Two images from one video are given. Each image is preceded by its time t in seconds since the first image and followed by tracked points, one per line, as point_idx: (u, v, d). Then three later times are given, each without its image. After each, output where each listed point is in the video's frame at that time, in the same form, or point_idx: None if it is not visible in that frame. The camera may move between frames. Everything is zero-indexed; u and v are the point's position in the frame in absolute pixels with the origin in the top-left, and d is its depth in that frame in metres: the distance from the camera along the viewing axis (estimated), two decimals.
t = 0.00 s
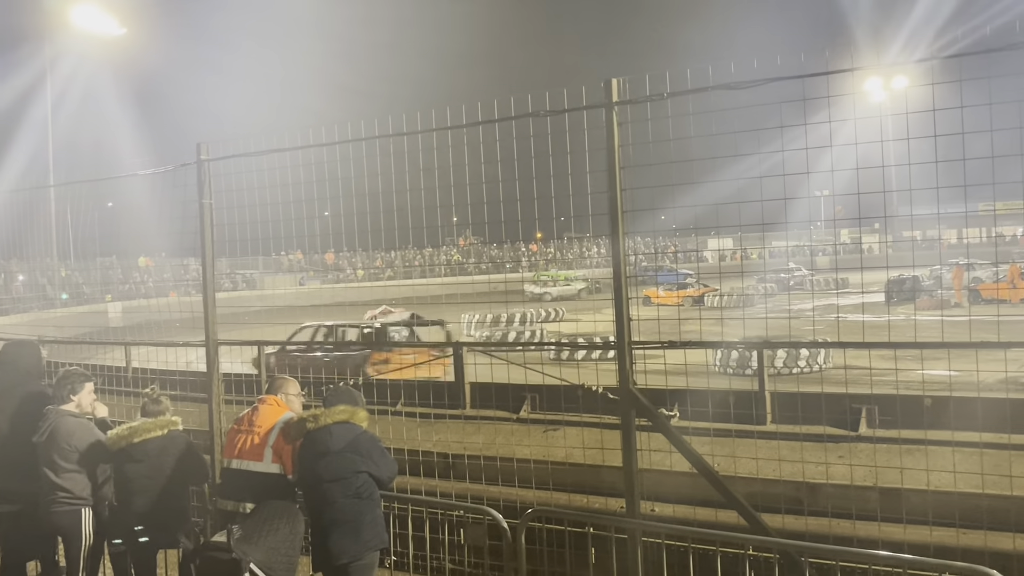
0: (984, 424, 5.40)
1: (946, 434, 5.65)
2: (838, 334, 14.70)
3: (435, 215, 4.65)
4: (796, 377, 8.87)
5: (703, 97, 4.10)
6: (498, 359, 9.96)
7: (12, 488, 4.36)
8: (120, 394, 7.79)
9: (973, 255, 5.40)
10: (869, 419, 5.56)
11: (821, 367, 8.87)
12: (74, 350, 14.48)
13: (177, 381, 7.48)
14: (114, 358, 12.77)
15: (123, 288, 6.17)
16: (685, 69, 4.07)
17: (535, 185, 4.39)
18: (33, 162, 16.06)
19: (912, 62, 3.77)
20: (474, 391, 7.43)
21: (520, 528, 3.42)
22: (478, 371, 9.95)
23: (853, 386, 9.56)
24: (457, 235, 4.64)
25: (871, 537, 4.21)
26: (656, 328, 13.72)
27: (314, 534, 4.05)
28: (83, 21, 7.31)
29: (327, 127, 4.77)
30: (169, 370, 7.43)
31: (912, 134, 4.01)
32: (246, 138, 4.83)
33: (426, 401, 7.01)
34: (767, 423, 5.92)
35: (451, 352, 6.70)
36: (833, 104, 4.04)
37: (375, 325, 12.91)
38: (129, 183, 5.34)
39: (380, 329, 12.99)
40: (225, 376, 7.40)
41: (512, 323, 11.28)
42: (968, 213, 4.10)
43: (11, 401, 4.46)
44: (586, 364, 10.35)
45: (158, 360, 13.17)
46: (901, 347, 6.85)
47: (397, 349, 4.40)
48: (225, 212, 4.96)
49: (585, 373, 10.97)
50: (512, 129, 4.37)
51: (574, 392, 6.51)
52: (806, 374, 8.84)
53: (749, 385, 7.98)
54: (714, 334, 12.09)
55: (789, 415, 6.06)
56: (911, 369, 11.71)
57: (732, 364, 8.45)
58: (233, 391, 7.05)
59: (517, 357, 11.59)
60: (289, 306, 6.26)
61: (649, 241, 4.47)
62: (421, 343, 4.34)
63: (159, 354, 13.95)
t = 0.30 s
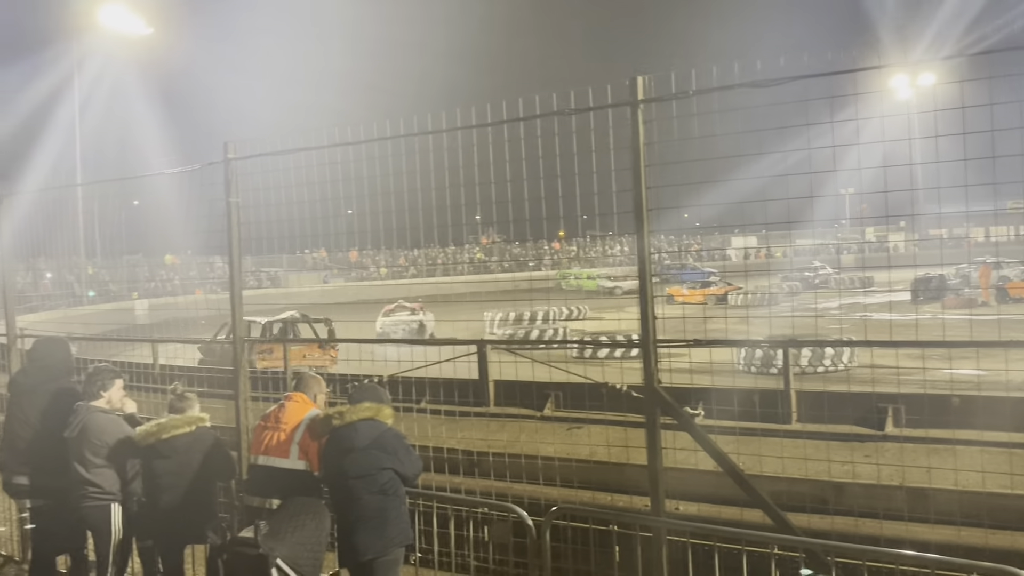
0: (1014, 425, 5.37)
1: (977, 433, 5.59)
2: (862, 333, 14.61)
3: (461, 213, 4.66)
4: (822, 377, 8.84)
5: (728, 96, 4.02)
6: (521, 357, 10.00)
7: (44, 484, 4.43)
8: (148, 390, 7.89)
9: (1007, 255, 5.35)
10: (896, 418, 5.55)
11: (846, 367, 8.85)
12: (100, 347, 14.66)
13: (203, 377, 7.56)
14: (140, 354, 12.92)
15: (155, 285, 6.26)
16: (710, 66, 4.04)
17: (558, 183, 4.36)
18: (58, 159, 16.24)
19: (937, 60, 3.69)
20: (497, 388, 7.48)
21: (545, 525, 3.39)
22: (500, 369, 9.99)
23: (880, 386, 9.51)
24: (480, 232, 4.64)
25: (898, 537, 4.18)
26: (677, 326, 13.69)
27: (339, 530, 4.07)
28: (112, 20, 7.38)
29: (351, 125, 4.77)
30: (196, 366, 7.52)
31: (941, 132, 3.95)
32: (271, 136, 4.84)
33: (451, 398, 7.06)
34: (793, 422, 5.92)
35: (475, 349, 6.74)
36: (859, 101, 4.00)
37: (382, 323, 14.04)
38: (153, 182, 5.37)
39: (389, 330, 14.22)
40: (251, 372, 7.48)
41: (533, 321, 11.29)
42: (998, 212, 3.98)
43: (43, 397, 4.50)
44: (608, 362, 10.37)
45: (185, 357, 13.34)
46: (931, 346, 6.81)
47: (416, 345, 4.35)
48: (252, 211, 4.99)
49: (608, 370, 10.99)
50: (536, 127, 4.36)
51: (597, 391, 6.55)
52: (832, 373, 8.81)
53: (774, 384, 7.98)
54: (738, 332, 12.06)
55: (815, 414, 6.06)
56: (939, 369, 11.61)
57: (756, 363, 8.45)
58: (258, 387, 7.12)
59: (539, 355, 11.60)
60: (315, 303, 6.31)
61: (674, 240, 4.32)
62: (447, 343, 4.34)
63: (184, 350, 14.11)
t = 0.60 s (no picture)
0: None
1: (997, 434, 5.60)
2: (880, 332, 14.55)
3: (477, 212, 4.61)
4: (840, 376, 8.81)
5: (747, 93, 3.96)
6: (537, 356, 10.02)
7: (65, 479, 4.47)
8: (167, 388, 7.95)
9: None
10: (916, 418, 5.56)
11: (865, 367, 8.83)
12: (118, 345, 14.78)
13: (221, 375, 7.61)
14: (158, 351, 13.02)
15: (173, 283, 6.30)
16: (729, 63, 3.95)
17: (577, 181, 4.35)
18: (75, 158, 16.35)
19: (958, 58, 3.58)
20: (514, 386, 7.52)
21: (563, 524, 3.31)
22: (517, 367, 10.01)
23: (899, 386, 9.47)
24: (497, 231, 4.63)
25: (919, 538, 4.16)
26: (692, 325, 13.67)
27: (357, 527, 4.05)
28: (131, 20, 7.42)
29: (368, 123, 4.76)
30: (214, 364, 7.57)
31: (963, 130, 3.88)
32: (289, 135, 4.85)
33: (468, 396, 7.10)
34: (811, 421, 5.93)
35: (492, 348, 6.77)
36: (880, 98, 3.93)
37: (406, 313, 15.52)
38: (170, 180, 5.38)
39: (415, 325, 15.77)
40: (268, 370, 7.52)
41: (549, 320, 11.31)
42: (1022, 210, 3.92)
43: (63, 394, 4.51)
44: (624, 361, 10.38)
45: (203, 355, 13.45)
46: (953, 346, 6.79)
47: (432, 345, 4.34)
48: (270, 210, 5.00)
49: (623, 369, 11.00)
50: (554, 126, 4.33)
51: (615, 390, 6.59)
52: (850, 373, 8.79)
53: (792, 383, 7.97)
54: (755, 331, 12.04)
55: (834, 413, 6.07)
56: (959, 369, 11.54)
57: (774, 362, 8.44)
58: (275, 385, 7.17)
59: (555, 353, 11.61)
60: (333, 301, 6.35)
61: (693, 239, 4.28)
62: (465, 342, 4.33)
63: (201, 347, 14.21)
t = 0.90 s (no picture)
0: None
1: (1009, 436, 5.59)
2: (890, 334, 14.52)
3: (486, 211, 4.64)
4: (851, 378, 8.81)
5: (757, 94, 3.94)
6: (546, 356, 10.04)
7: (76, 477, 4.49)
8: (177, 387, 7.99)
9: None
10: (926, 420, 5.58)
11: (875, 368, 8.83)
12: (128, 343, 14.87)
13: (230, 374, 7.64)
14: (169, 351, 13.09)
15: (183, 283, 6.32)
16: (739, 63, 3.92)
17: (586, 180, 4.36)
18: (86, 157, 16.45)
19: (969, 57, 3.55)
20: (524, 386, 7.55)
21: (573, 523, 3.26)
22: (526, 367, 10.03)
23: (909, 387, 9.46)
24: (506, 231, 4.62)
25: (929, 539, 4.14)
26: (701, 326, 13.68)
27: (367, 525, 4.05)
28: (142, 21, 7.45)
29: (378, 123, 4.76)
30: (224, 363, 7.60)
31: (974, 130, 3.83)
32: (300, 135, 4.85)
33: (477, 396, 7.13)
34: (822, 422, 5.94)
35: (501, 348, 6.79)
36: (892, 98, 3.88)
37: (438, 304, 17.20)
38: (180, 179, 5.40)
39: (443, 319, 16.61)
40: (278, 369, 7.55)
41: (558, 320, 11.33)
42: None
43: (74, 392, 4.53)
44: (633, 361, 10.40)
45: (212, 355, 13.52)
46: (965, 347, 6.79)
47: (439, 345, 4.27)
48: (279, 209, 5.01)
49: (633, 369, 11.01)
50: (562, 126, 4.29)
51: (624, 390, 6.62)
52: (861, 374, 8.79)
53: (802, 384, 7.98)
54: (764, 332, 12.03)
55: (845, 414, 6.09)
56: (969, 370, 11.52)
57: (784, 363, 8.44)
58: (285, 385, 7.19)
59: (564, 354, 11.64)
60: (342, 300, 6.36)
61: (702, 240, 4.32)
62: (476, 342, 4.32)
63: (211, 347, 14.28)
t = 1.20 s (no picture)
0: None
1: (1011, 437, 5.60)
2: (893, 335, 14.52)
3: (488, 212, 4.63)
4: (853, 378, 8.82)
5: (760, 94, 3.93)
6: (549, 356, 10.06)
7: (79, 477, 4.49)
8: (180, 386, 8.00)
9: None
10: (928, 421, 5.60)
11: (878, 369, 8.84)
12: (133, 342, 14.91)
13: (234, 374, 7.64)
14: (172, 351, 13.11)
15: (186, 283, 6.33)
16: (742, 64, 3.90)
17: (589, 181, 4.37)
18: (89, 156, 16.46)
19: (973, 59, 3.53)
20: (526, 386, 7.57)
21: (574, 524, 3.25)
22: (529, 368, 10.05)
23: (912, 387, 9.46)
24: (509, 232, 4.60)
25: (932, 541, 4.13)
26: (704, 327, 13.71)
27: (369, 526, 4.05)
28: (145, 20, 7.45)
29: (381, 123, 4.75)
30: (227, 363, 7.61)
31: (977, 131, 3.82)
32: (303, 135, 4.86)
33: (480, 396, 7.14)
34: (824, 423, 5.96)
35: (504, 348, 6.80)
36: (896, 99, 3.86)
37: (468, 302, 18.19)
38: (185, 179, 5.40)
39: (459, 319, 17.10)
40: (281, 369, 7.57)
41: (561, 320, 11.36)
42: None
43: (77, 391, 4.54)
44: (636, 362, 10.42)
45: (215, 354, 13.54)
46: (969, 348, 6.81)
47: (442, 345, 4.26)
48: (282, 209, 5.01)
49: (635, 370, 11.02)
50: (565, 126, 4.30)
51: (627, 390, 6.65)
52: (864, 375, 8.80)
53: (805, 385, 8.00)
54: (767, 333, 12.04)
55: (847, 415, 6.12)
56: (972, 371, 11.53)
57: (787, 364, 8.46)
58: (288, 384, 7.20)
59: (567, 354, 11.66)
60: (345, 299, 6.37)
61: (705, 240, 4.30)
62: (479, 342, 4.31)
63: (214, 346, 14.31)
